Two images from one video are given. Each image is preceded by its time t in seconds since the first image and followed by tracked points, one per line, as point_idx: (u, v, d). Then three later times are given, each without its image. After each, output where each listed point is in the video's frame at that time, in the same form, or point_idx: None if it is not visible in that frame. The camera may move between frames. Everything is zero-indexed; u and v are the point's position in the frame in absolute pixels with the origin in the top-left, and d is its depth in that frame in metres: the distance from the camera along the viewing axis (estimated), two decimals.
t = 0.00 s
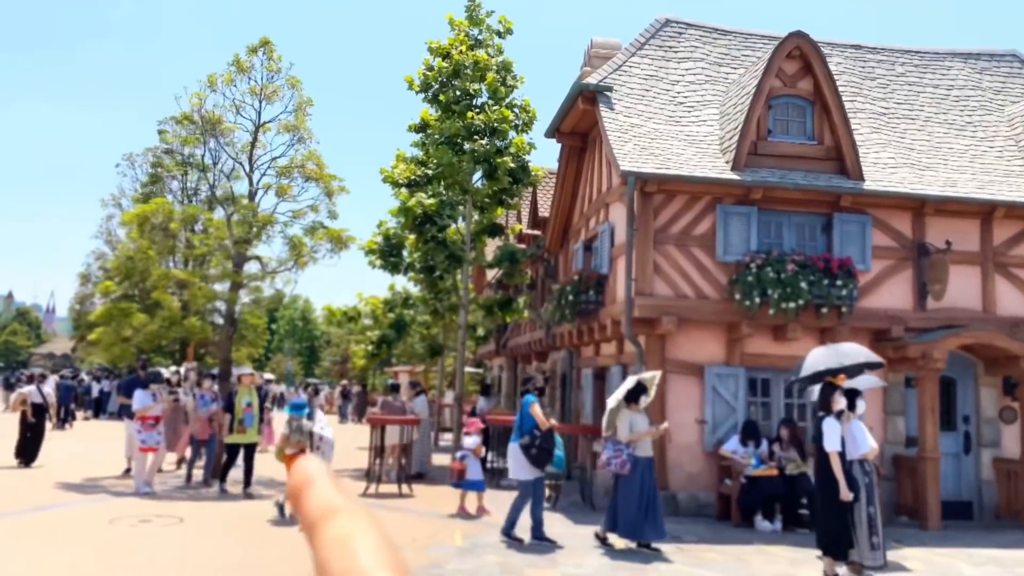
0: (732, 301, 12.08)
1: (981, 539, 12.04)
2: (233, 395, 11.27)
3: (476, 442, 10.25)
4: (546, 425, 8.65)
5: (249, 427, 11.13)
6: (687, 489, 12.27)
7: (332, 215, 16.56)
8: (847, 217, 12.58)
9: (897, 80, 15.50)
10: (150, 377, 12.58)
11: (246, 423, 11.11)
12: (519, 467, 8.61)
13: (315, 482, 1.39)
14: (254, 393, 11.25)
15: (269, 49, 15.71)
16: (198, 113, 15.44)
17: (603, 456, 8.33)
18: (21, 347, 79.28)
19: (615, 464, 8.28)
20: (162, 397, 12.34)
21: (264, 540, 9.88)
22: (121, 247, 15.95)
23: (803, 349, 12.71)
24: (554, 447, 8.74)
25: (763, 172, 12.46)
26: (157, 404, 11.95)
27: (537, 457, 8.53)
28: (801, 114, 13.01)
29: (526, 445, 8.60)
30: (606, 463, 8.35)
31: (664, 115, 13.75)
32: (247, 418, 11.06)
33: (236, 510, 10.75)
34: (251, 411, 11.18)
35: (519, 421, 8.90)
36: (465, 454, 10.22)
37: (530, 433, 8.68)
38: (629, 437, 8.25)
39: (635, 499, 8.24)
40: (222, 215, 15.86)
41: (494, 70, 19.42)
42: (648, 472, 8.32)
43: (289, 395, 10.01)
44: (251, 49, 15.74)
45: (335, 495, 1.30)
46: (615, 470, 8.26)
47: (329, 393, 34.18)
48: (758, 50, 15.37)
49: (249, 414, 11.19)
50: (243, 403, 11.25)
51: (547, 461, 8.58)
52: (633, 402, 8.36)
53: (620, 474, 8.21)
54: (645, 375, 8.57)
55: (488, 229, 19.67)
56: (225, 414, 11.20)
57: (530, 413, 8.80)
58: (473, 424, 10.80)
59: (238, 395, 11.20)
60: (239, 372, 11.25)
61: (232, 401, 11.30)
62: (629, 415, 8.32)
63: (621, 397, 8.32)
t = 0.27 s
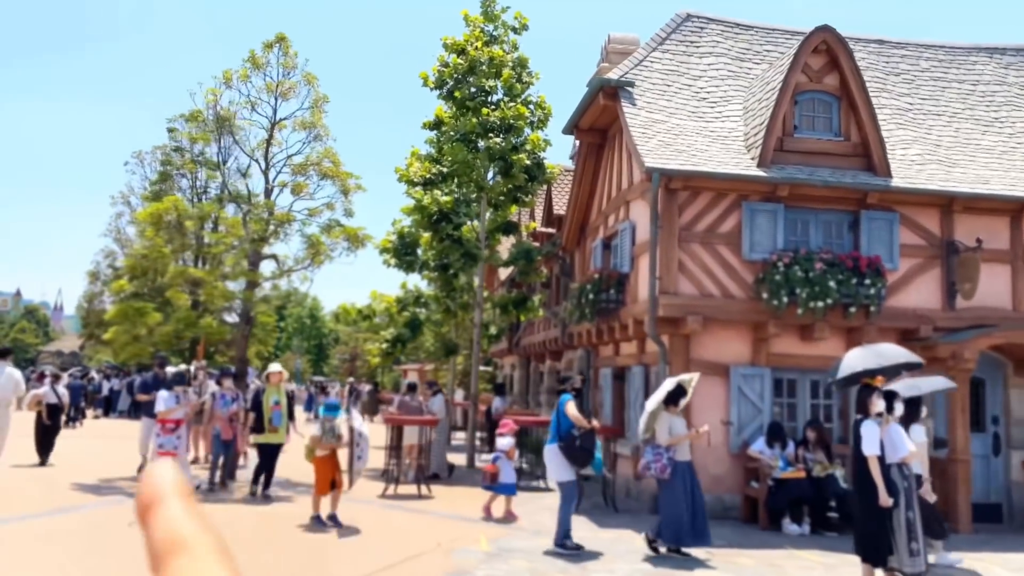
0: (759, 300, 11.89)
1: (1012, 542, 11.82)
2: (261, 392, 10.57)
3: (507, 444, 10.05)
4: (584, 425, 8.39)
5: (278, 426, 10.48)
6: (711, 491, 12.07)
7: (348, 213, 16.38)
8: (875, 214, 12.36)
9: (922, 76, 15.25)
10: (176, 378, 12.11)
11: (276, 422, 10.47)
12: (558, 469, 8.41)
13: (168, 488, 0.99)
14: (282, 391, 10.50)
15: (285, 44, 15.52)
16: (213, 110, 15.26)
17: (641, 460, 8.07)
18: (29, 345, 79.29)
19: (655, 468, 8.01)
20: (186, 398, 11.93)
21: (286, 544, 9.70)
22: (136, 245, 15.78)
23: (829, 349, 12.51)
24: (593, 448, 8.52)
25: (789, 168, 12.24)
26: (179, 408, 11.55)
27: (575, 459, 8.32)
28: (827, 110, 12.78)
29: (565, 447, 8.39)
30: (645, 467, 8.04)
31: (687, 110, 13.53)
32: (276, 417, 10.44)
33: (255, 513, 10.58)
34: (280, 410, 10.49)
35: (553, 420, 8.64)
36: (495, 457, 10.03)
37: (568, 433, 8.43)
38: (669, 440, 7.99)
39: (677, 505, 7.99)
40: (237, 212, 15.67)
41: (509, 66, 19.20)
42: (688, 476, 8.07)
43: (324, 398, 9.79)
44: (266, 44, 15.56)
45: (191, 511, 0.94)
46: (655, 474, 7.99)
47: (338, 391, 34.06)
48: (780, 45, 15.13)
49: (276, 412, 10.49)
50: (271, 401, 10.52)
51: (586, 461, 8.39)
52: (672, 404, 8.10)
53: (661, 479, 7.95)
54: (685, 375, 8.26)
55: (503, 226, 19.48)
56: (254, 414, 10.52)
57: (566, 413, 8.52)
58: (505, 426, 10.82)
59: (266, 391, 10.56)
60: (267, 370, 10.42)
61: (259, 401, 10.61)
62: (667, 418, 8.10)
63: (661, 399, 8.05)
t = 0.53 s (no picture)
0: (790, 294, 11.68)
1: None
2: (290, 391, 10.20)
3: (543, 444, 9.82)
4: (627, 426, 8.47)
5: (308, 427, 10.02)
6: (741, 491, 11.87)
7: (366, 208, 16.19)
8: (908, 208, 12.12)
9: (951, 67, 14.99)
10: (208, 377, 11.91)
11: (306, 423, 10.03)
12: (598, 471, 8.56)
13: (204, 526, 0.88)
14: (312, 391, 10.13)
15: (303, 37, 15.32)
16: (231, 103, 15.09)
17: (681, 460, 7.89)
18: (37, 342, 79.35)
19: (695, 468, 7.85)
20: (218, 399, 11.87)
21: (312, 543, 9.52)
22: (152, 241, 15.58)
23: (860, 346, 12.29)
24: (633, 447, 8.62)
25: (821, 161, 12.01)
26: (210, 407, 11.55)
27: (617, 458, 8.40)
28: (858, 101, 12.53)
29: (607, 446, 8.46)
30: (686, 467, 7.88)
31: (714, 102, 13.30)
32: (308, 417, 10.03)
33: (279, 512, 10.40)
34: (310, 410, 10.07)
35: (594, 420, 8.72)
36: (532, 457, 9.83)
37: (611, 433, 8.51)
38: (710, 438, 7.83)
39: (719, 505, 7.86)
40: (254, 207, 15.47)
41: (527, 60, 18.98)
42: (728, 476, 7.94)
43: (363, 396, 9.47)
44: (284, 37, 15.36)
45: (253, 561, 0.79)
46: (695, 474, 7.84)
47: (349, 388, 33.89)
48: (806, 37, 14.89)
49: (308, 413, 10.08)
50: (302, 400, 10.14)
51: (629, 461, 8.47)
52: (715, 402, 7.93)
53: (701, 479, 7.83)
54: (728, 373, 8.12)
55: (520, 222, 19.26)
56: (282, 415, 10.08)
57: (608, 413, 8.61)
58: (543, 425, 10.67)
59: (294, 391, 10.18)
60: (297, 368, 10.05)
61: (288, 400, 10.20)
62: (709, 416, 7.89)
63: (702, 397, 7.89)
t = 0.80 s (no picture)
0: (823, 294, 11.45)
1: None
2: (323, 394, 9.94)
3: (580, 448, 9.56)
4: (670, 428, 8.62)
5: (345, 429, 9.73)
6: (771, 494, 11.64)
7: (384, 206, 15.97)
8: (941, 205, 11.87)
9: (981, 62, 14.72)
10: (243, 375, 11.59)
11: (342, 424, 9.73)
12: (638, 475, 8.58)
13: None
14: (345, 391, 9.90)
15: (322, 32, 15.13)
16: (249, 100, 14.90)
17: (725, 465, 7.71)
18: (45, 341, 79.35)
19: (741, 473, 7.66)
20: (254, 398, 11.57)
21: (340, 548, 9.31)
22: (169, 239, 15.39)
23: (892, 346, 12.05)
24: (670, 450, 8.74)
25: (853, 158, 11.77)
26: (249, 406, 11.29)
27: (661, 461, 8.49)
28: (890, 97, 12.28)
29: (652, 448, 8.56)
30: (731, 473, 7.64)
31: (741, 98, 13.06)
32: (343, 418, 9.73)
33: (304, 516, 10.19)
34: (345, 410, 9.77)
35: (633, 423, 8.76)
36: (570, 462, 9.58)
37: (655, 436, 8.60)
38: (756, 442, 7.60)
39: (763, 512, 7.63)
40: (272, 205, 15.28)
41: (545, 56, 18.76)
42: (775, 483, 7.67)
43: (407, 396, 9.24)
44: (302, 33, 15.17)
45: None
46: (740, 479, 7.64)
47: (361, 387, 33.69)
48: (833, 31, 14.63)
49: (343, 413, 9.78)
50: (336, 402, 9.88)
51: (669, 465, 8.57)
52: (760, 406, 7.73)
53: (746, 485, 7.57)
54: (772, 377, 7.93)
55: (538, 220, 19.04)
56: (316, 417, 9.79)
57: (651, 416, 8.69)
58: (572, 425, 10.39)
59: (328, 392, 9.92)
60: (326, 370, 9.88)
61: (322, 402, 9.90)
62: (753, 420, 7.72)
63: (747, 400, 7.70)
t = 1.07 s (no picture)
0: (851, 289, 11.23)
1: None
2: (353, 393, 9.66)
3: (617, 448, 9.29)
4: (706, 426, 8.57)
5: (373, 429, 9.56)
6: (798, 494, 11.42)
7: (399, 202, 15.76)
8: (971, 199, 11.64)
9: (1006, 54, 14.47)
10: (268, 375, 11.14)
11: (371, 424, 9.52)
12: (674, 475, 8.52)
13: None
14: (374, 390, 9.58)
15: (336, 26, 14.93)
16: (263, 94, 14.70)
17: (771, 467, 7.71)
18: (51, 340, 79.26)
19: (787, 474, 7.65)
20: (281, 399, 11.13)
21: (362, 550, 9.10)
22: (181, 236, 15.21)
23: (921, 342, 11.82)
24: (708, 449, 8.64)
25: (881, 150, 11.54)
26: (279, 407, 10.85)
27: (698, 461, 8.40)
28: (918, 88, 12.04)
29: (689, 447, 8.49)
30: (777, 474, 7.65)
31: (765, 90, 12.84)
32: (373, 417, 9.50)
33: (325, 517, 9.99)
34: (374, 410, 9.56)
35: (668, 421, 8.67)
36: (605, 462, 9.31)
37: (691, 435, 8.53)
38: (801, 442, 7.62)
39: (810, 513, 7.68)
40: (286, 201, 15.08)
41: (560, 50, 18.52)
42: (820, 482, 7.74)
43: (443, 396, 8.94)
44: (316, 26, 14.98)
45: None
46: (787, 481, 7.64)
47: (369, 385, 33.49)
48: (856, 23, 14.38)
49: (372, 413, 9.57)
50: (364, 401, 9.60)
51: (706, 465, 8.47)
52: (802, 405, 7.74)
53: (794, 485, 7.61)
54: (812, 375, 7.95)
55: (552, 216, 18.83)
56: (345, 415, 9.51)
57: (687, 414, 8.60)
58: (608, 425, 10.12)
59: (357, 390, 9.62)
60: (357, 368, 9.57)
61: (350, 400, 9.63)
62: (796, 419, 7.73)
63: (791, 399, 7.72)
